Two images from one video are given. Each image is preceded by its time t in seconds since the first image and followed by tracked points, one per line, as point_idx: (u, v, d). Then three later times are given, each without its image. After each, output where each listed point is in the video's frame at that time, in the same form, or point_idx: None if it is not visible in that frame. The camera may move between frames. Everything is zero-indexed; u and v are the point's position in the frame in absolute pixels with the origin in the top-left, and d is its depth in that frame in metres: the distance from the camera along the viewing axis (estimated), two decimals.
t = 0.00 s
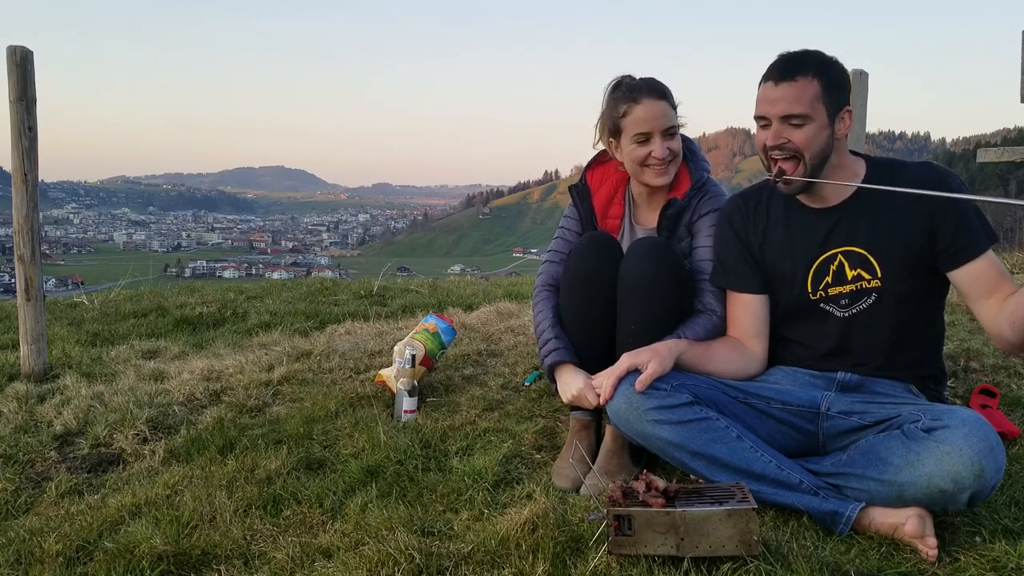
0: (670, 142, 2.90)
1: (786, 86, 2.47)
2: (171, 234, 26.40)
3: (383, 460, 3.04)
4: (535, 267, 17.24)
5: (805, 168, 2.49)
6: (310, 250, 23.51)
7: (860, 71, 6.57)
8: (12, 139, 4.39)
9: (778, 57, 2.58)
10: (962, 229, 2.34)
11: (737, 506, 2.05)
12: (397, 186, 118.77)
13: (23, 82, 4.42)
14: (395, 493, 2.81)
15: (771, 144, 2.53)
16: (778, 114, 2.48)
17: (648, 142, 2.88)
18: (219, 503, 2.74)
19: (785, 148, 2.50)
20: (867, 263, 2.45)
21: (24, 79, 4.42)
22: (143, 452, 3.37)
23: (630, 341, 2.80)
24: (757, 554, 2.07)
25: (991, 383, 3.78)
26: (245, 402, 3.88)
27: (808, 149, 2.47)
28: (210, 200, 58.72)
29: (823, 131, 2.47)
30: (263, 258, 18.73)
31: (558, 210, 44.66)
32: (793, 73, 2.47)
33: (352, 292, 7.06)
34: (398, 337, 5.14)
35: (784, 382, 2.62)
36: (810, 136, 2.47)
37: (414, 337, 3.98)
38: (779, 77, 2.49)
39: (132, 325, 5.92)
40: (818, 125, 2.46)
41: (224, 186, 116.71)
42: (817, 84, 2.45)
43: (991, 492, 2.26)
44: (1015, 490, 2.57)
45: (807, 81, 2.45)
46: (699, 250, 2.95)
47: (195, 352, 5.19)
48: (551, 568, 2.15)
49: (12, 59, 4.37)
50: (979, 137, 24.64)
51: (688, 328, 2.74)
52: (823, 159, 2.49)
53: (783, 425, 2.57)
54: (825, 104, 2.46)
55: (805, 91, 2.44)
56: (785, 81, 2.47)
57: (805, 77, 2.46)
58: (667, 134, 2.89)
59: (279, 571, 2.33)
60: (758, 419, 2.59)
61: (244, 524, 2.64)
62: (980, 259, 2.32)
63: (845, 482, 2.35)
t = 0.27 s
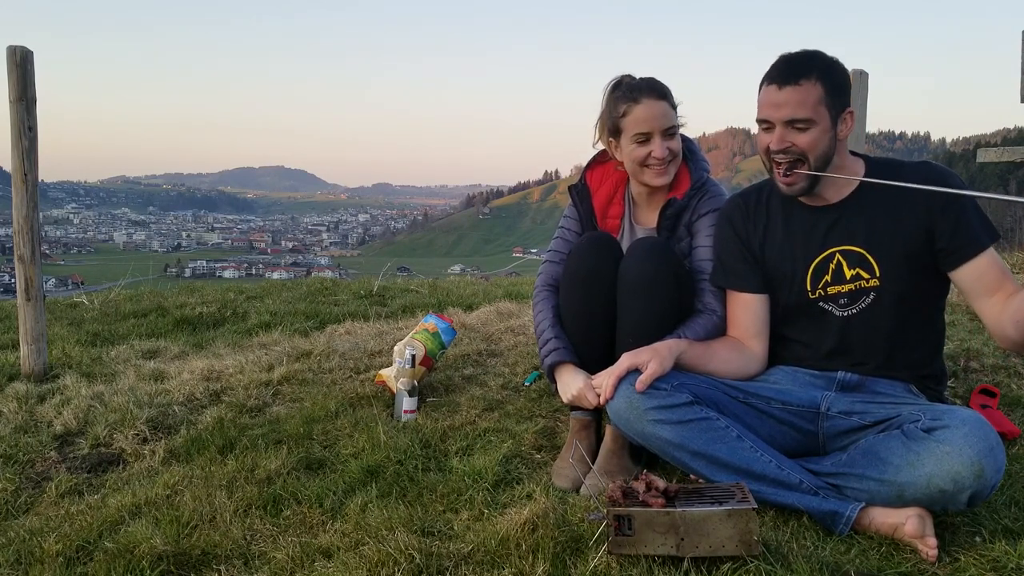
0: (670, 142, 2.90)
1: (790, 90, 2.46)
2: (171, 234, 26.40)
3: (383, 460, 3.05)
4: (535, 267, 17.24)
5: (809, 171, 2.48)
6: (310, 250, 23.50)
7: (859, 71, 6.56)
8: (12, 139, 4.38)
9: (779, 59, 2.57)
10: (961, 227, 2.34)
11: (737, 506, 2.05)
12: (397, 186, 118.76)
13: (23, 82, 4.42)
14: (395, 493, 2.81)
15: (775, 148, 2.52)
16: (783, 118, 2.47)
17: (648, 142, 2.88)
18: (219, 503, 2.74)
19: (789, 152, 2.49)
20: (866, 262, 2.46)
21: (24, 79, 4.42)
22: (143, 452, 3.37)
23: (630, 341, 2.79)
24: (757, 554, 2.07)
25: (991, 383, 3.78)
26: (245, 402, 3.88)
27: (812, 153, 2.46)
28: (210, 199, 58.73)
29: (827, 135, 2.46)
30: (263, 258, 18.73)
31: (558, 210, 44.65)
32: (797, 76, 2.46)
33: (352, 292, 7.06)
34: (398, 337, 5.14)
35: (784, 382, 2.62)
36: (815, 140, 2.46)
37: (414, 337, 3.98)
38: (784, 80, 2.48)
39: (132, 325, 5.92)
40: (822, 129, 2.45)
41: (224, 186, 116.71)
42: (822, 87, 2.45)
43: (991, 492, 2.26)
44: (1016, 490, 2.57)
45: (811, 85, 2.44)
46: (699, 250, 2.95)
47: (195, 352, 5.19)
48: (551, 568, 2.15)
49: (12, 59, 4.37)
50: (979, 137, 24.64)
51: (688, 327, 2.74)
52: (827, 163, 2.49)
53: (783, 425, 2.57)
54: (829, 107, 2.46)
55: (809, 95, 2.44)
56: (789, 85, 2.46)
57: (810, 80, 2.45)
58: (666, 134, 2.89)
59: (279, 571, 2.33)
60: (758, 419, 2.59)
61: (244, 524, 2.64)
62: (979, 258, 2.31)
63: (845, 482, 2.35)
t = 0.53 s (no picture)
0: (667, 143, 2.90)
1: (802, 93, 2.45)
2: (171, 234, 26.40)
3: (383, 460, 3.04)
4: (534, 267, 17.24)
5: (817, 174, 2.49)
6: (310, 250, 23.50)
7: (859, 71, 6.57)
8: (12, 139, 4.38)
9: (786, 58, 2.54)
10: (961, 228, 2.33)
11: (737, 506, 2.05)
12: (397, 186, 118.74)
13: (23, 82, 4.42)
14: (395, 493, 2.81)
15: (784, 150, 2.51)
16: (795, 121, 2.47)
17: (644, 144, 2.88)
18: (219, 503, 2.74)
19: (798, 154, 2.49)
20: (866, 263, 2.46)
21: (23, 79, 4.42)
22: (143, 452, 3.37)
23: (630, 340, 2.79)
24: (757, 554, 2.07)
25: (991, 383, 3.78)
26: (245, 402, 3.88)
27: (822, 156, 2.47)
28: (210, 199, 58.73)
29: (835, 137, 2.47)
30: (263, 258, 18.74)
31: (558, 210, 44.66)
32: (809, 78, 2.44)
33: (352, 292, 7.06)
34: (398, 337, 5.14)
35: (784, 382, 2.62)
36: (826, 143, 2.46)
37: (414, 337, 3.98)
38: (795, 82, 2.46)
39: (132, 325, 5.92)
40: (831, 132, 2.46)
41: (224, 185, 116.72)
42: (832, 89, 2.45)
43: (991, 492, 2.26)
44: (1016, 490, 2.56)
45: (821, 87, 2.44)
46: (698, 250, 2.95)
47: (195, 352, 5.19)
48: (551, 568, 2.15)
49: (12, 59, 4.37)
50: (979, 138, 24.64)
51: (688, 327, 2.74)
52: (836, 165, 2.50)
53: (783, 425, 2.57)
54: (838, 109, 2.46)
55: (820, 97, 2.43)
56: (801, 88, 2.45)
57: (822, 82, 2.44)
58: (664, 137, 2.89)
59: (278, 571, 2.33)
60: (758, 419, 2.59)
61: (244, 524, 2.64)
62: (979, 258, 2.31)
63: (845, 482, 2.36)
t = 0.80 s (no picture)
0: (655, 148, 2.88)
1: (808, 85, 2.45)
2: (171, 234, 26.40)
3: (383, 460, 3.04)
4: (534, 267, 17.24)
5: (817, 168, 2.50)
6: (310, 250, 23.50)
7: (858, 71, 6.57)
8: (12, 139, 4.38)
9: (793, 51, 2.55)
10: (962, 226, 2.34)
11: (737, 506, 2.05)
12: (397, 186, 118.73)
13: (23, 82, 4.42)
14: (395, 493, 2.81)
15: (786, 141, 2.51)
16: (799, 112, 2.47)
17: (630, 149, 2.88)
18: (219, 503, 2.74)
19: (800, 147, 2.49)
20: (865, 263, 2.46)
21: (24, 79, 4.42)
22: (143, 452, 3.37)
23: (629, 340, 2.79)
24: (757, 554, 2.07)
25: (991, 383, 3.78)
26: (245, 402, 3.88)
27: (823, 150, 2.47)
28: (210, 199, 58.73)
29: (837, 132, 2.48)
30: (263, 258, 18.74)
31: (557, 210, 44.66)
32: (816, 72, 2.45)
33: (352, 292, 7.05)
34: (398, 337, 5.14)
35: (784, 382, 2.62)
36: (828, 136, 2.47)
37: (414, 337, 3.98)
38: (802, 74, 2.46)
39: (132, 325, 5.92)
40: (834, 127, 2.47)
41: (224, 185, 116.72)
42: (838, 85, 2.45)
43: (991, 492, 2.26)
44: (1015, 490, 2.56)
45: (827, 81, 2.44)
46: (697, 249, 2.94)
47: (195, 352, 5.19)
48: (551, 568, 2.15)
49: (12, 59, 4.37)
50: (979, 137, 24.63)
51: (687, 326, 2.74)
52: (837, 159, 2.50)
53: (783, 425, 2.57)
54: (842, 105, 2.47)
55: (825, 90, 2.44)
56: (807, 80, 2.45)
57: (828, 76, 2.45)
58: (650, 143, 2.86)
59: (279, 571, 2.33)
60: (758, 419, 2.59)
61: (244, 524, 2.64)
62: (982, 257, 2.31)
63: (844, 482, 2.36)
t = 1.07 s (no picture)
0: (646, 154, 2.86)
1: (802, 74, 2.47)
2: (171, 234, 26.39)
3: (383, 460, 3.04)
4: (534, 267, 17.23)
5: (810, 156, 2.50)
6: (310, 250, 23.50)
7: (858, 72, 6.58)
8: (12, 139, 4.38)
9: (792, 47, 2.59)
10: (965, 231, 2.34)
11: (737, 506, 2.05)
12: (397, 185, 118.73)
13: (23, 82, 4.42)
14: (395, 493, 2.81)
15: (779, 129, 2.53)
16: (791, 100, 2.49)
17: (621, 154, 2.88)
18: (219, 503, 2.74)
19: (792, 135, 2.50)
20: (867, 264, 2.45)
21: (24, 79, 4.42)
22: (143, 452, 3.37)
23: (630, 340, 2.79)
24: (757, 554, 2.07)
25: (991, 383, 3.78)
26: (245, 402, 3.88)
27: (816, 138, 2.48)
28: (209, 199, 58.73)
29: (833, 122, 2.47)
30: (263, 258, 18.74)
31: (557, 210, 44.65)
32: (810, 61, 2.47)
33: (352, 292, 7.05)
34: (398, 337, 5.14)
35: (784, 381, 2.62)
36: (818, 125, 2.47)
37: (414, 337, 3.98)
38: (795, 63, 2.49)
39: (132, 325, 5.92)
40: (828, 116, 2.47)
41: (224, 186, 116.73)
42: (833, 75, 2.46)
43: (990, 492, 2.26)
44: (1015, 490, 2.56)
45: (821, 71, 2.46)
46: (697, 249, 2.94)
47: (195, 352, 5.19)
48: (551, 568, 2.15)
49: (12, 60, 4.37)
50: (980, 138, 24.63)
51: (688, 326, 2.74)
52: (829, 151, 2.49)
53: (784, 425, 2.57)
54: (838, 95, 2.47)
55: (818, 80, 2.45)
56: (801, 69, 2.47)
57: (822, 66, 2.46)
58: (641, 149, 2.85)
59: (279, 571, 2.33)
60: (758, 419, 2.59)
61: (244, 524, 2.64)
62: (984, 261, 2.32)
63: (845, 482, 2.36)
